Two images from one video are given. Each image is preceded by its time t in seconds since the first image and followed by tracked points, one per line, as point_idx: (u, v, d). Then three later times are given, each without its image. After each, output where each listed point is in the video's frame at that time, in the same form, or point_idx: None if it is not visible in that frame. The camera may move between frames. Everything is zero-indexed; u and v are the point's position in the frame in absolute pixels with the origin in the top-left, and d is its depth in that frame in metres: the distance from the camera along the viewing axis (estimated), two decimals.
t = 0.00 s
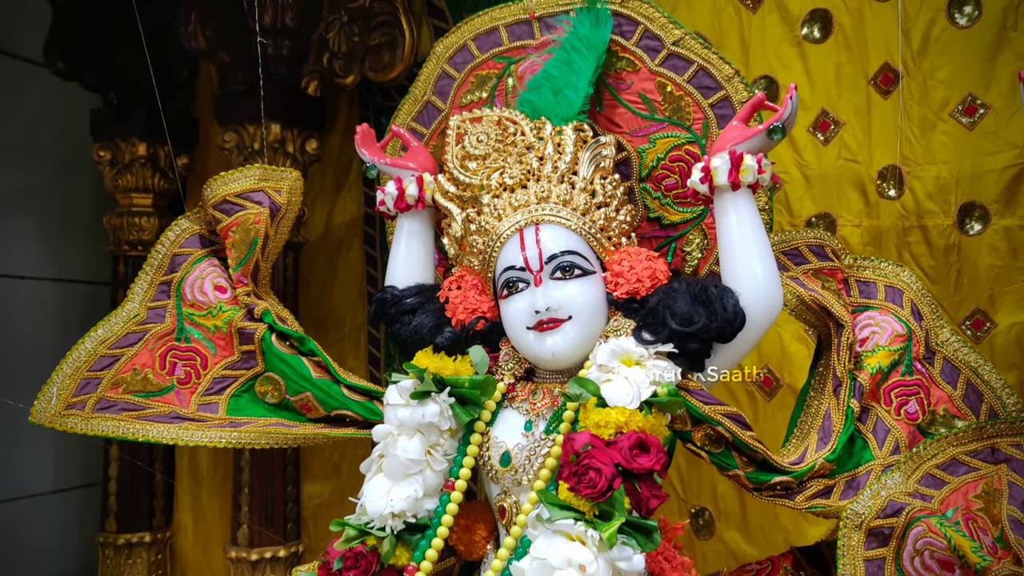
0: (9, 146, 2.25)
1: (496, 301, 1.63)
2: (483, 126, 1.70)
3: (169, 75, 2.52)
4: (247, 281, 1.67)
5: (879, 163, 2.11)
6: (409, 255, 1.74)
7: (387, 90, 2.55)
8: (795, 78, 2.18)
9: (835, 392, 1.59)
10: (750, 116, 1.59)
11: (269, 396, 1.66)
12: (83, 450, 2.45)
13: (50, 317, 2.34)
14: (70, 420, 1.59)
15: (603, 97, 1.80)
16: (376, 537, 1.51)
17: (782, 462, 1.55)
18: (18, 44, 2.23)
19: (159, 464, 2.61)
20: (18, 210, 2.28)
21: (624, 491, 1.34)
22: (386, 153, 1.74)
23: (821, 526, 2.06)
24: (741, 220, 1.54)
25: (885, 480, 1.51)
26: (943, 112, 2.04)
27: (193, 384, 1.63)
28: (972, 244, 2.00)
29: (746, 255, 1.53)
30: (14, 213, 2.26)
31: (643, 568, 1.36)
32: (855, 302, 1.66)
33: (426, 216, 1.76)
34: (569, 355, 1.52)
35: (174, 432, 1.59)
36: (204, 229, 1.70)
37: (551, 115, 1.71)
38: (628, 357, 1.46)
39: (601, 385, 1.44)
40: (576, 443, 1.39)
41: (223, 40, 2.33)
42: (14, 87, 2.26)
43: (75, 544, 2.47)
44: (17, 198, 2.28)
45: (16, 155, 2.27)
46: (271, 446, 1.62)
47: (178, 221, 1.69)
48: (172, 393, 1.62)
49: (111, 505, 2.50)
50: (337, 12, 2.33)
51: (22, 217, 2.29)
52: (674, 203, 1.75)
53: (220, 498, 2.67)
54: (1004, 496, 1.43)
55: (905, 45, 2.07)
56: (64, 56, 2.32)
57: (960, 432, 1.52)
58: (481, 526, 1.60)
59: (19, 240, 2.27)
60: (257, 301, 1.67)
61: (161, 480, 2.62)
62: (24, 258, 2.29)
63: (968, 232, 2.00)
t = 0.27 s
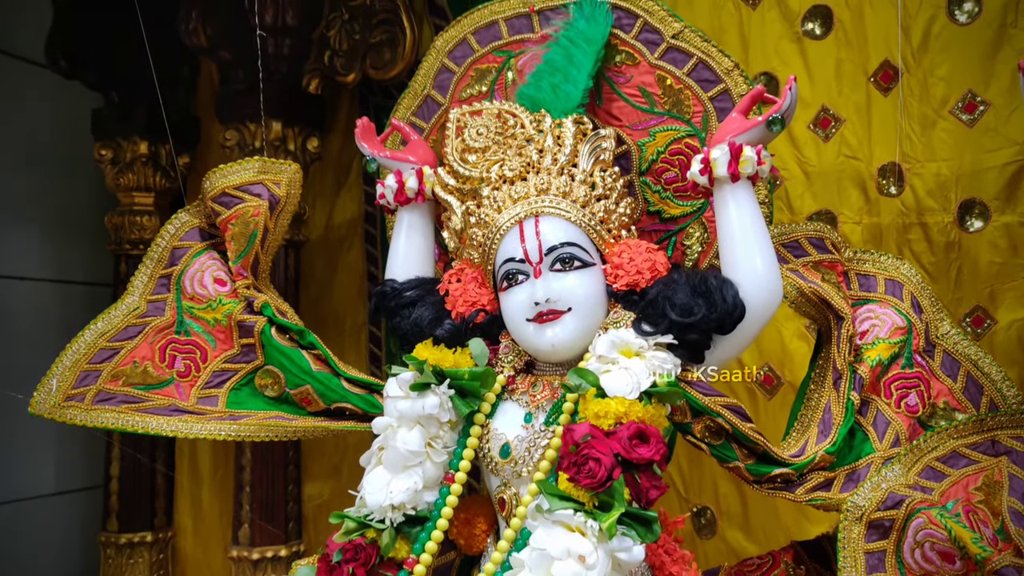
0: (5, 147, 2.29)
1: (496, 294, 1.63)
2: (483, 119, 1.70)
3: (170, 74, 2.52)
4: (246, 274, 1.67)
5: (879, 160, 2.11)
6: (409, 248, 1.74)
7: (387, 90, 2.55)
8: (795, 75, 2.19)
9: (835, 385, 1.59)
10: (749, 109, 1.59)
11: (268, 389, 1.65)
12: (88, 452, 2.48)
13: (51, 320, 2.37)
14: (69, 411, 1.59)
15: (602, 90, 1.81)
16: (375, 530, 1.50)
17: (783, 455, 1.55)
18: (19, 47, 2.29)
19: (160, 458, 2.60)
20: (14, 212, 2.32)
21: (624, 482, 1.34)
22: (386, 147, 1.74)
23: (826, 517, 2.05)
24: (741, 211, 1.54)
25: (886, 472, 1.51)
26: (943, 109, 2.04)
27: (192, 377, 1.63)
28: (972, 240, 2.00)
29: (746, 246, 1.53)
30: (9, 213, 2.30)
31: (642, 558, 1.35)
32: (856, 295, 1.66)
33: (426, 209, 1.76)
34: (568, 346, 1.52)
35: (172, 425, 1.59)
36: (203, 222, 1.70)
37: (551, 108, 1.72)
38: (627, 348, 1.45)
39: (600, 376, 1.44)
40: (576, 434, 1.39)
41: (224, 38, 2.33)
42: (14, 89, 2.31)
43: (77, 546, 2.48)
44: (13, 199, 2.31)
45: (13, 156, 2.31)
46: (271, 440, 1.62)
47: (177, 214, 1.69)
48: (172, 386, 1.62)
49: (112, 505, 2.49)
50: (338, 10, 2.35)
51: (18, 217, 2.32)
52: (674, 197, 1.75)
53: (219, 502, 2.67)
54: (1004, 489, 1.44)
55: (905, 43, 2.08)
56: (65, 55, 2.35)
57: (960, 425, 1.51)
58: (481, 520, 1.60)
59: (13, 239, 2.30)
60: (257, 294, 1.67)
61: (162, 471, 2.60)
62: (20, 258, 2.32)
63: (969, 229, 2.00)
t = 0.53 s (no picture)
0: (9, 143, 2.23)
1: (496, 283, 1.63)
2: (483, 109, 1.70)
3: (171, 70, 2.53)
4: (246, 262, 1.67)
5: (879, 154, 2.11)
6: (408, 238, 1.74)
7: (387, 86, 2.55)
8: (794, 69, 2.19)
9: (835, 373, 1.59)
10: (749, 97, 1.59)
11: (268, 378, 1.65)
12: (88, 450, 2.43)
13: (52, 319, 2.31)
14: (69, 398, 1.59)
15: (601, 80, 1.81)
16: (375, 518, 1.50)
17: (784, 443, 1.55)
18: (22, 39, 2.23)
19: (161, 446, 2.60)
20: (19, 210, 2.27)
21: (623, 468, 1.34)
22: (385, 136, 1.74)
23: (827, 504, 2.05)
24: (740, 198, 1.54)
25: (886, 460, 1.51)
26: (943, 102, 2.04)
27: (192, 365, 1.63)
28: (971, 233, 2.00)
29: (745, 233, 1.53)
30: (12, 210, 2.25)
31: (642, 545, 1.35)
32: (856, 284, 1.66)
33: (425, 199, 1.76)
34: (568, 333, 1.52)
35: (172, 413, 1.59)
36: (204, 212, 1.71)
37: (552, 97, 1.72)
38: (626, 336, 1.45)
39: (600, 362, 1.44)
40: (576, 421, 1.39)
41: (225, 33, 2.34)
42: (16, 83, 2.24)
43: (78, 546, 2.43)
44: (16, 196, 2.27)
45: (16, 153, 2.26)
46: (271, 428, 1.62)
47: (177, 204, 1.69)
48: (171, 374, 1.62)
49: (113, 501, 2.49)
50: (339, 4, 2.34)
51: (22, 215, 2.28)
52: (673, 187, 1.75)
53: (219, 498, 2.67)
54: (1004, 476, 1.43)
55: (905, 37, 2.07)
56: (66, 50, 2.33)
57: (960, 413, 1.50)
58: (481, 509, 1.60)
59: (19, 237, 2.26)
60: (257, 282, 1.67)
61: (162, 464, 2.60)
62: (24, 256, 2.27)
63: (969, 222, 2.00)
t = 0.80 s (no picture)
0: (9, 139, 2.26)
1: (496, 271, 1.63)
2: (482, 97, 1.70)
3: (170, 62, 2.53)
4: (246, 250, 1.67)
5: (879, 145, 2.11)
6: (408, 227, 1.74)
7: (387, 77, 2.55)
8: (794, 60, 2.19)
9: (835, 361, 1.59)
10: (748, 85, 1.59)
11: (268, 366, 1.66)
12: (87, 441, 2.47)
13: (52, 311, 2.33)
14: (69, 385, 1.59)
15: (602, 69, 1.81)
16: (375, 506, 1.51)
17: (784, 431, 1.55)
18: (24, 34, 2.26)
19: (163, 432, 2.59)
20: (20, 205, 2.29)
21: (623, 454, 1.34)
22: (385, 125, 1.74)
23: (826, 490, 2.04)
24: (739, 186, 1.54)
25: (885, 447, 1.51)
26: (943, 93, 2.03)
27: (192, 353, 1.63)
28: (972, 223, 1.99)
29: (744, 221, 1.53)
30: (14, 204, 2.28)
31: (642, 531, 1.35)
32: (855, 273, 1.66)
33: (425, 187, 1.76)
34: (568, 321, 1.52)
35: (172, 400, 1.59)
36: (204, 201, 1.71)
37: (551, 86, 1.73)
38: (626, 323, 1.46)
39: (599, 349, 1.44)
40: (575, 407, 1.39)
41: (225, 24, 2.34)
42: (17, 78, 2.28)
43: (77, 537, 2.46)
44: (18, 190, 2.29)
45: (18, 149, 2.29)
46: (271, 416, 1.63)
47: (177, 193, 1.69)
48: (171, 362, 1.62)
49: (113, 492, 2.49)
50: None
51: (25, 209, 2.31)
52: (673, 175, 1.75)
53: (219, 490, 2.67)
54: (1003, 463, 1.43)
55: (905, 27, 2.07)
56: (66, 41, 2.34)
57: (960, 400, 1.50)
58: (480, 497, 1.60)
59: (20, 231, 2.28)
60: (257, 271, 1.67)
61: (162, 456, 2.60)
62: (25, 250, 2.29)
63: (968, 212, 1.99)
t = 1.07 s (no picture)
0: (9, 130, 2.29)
1: (495, 254, 1.63)
2: (482, 81, 1.70)
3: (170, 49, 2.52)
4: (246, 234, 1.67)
5: (879, 131, 2.11)
6: (408, 210, 1.74)
7: (386, 65, 2.55)
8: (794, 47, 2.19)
9: (834, 344, 1.59)
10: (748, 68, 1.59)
11: (268, 349, 1.66)
12: (86, 427, 2.50)
13: (51, 298, 2.36)
14: (70, 367, 1.59)
15: (602, 54, 1.80)
16: (373, 488, 1.51)
17: (784, 413, 1.56)
18: (22, 24, 2.28)
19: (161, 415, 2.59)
20: (19, 196, 2.31)
21: (622, 435, 1.34)
22: (385, 109, 1.74)
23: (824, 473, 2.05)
24: (739, 168, 1.54)
25: (884, 430, 1.51)
26: (943, 78, 2.03)
27: (192, 337, 1.63)
28: (971, 208, 1.99)
29: (744, 203, 1.53)
30: (14, 194, 2.30)
31: (641, 512, 1.35)
32: (855, 256, 1.66)
33: (424, 171, 1.76)
34: (568, 303, 1.52)
35: (172, 383, 1.59)
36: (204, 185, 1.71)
37: (551, 70, 1.72)
38: (625, 305, 1.45)
39: (599, 331, 1.44)
40: (575, 389, 1.39)
41: (223, 11, 2.33)
42: (16, 69, 2.30)
43: (77, 523, 2.49)
44: (18, 181, 2.31)
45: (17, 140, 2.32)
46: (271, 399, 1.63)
47: (177, 176, 1.69)
48: (172, 345, 1.62)
49: (112, 478, 2.49)
50: None
51: (23, 200, 2.33)
52: (673, 159, 1.75)
53: (219, 476, 2.68)
54: (1002, 445, 1.42)
55: (905, 13, 2.06)
56: (64, 29, 2.34)
57: (959, 382, 1.50)
58: (479, 479, 1.61)
59: (19, 222, 2.31)
60: (257, 254, 1.67)
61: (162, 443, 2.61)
62: (25, 239, 2.32)
63: (967, 197, 1.99)
